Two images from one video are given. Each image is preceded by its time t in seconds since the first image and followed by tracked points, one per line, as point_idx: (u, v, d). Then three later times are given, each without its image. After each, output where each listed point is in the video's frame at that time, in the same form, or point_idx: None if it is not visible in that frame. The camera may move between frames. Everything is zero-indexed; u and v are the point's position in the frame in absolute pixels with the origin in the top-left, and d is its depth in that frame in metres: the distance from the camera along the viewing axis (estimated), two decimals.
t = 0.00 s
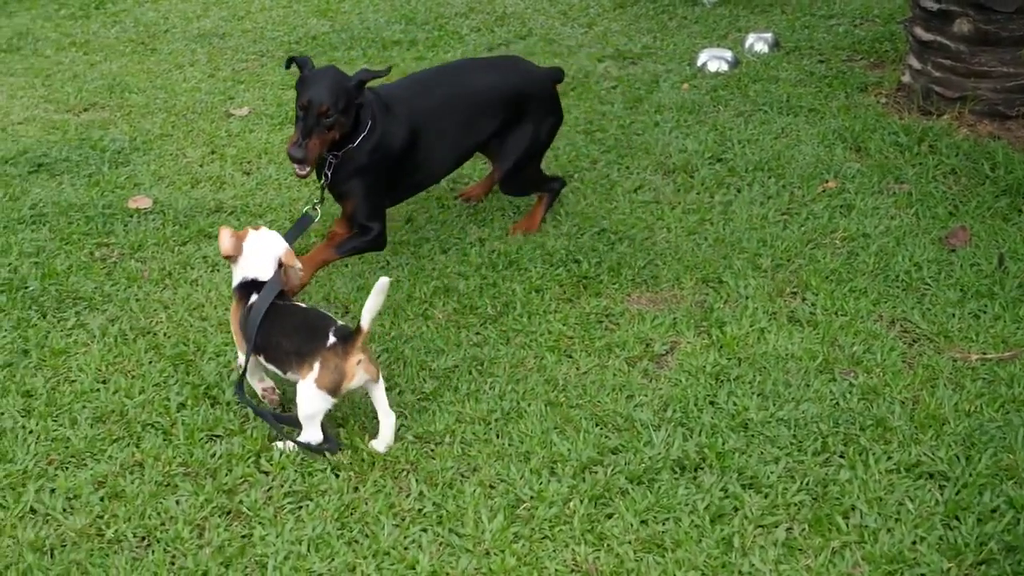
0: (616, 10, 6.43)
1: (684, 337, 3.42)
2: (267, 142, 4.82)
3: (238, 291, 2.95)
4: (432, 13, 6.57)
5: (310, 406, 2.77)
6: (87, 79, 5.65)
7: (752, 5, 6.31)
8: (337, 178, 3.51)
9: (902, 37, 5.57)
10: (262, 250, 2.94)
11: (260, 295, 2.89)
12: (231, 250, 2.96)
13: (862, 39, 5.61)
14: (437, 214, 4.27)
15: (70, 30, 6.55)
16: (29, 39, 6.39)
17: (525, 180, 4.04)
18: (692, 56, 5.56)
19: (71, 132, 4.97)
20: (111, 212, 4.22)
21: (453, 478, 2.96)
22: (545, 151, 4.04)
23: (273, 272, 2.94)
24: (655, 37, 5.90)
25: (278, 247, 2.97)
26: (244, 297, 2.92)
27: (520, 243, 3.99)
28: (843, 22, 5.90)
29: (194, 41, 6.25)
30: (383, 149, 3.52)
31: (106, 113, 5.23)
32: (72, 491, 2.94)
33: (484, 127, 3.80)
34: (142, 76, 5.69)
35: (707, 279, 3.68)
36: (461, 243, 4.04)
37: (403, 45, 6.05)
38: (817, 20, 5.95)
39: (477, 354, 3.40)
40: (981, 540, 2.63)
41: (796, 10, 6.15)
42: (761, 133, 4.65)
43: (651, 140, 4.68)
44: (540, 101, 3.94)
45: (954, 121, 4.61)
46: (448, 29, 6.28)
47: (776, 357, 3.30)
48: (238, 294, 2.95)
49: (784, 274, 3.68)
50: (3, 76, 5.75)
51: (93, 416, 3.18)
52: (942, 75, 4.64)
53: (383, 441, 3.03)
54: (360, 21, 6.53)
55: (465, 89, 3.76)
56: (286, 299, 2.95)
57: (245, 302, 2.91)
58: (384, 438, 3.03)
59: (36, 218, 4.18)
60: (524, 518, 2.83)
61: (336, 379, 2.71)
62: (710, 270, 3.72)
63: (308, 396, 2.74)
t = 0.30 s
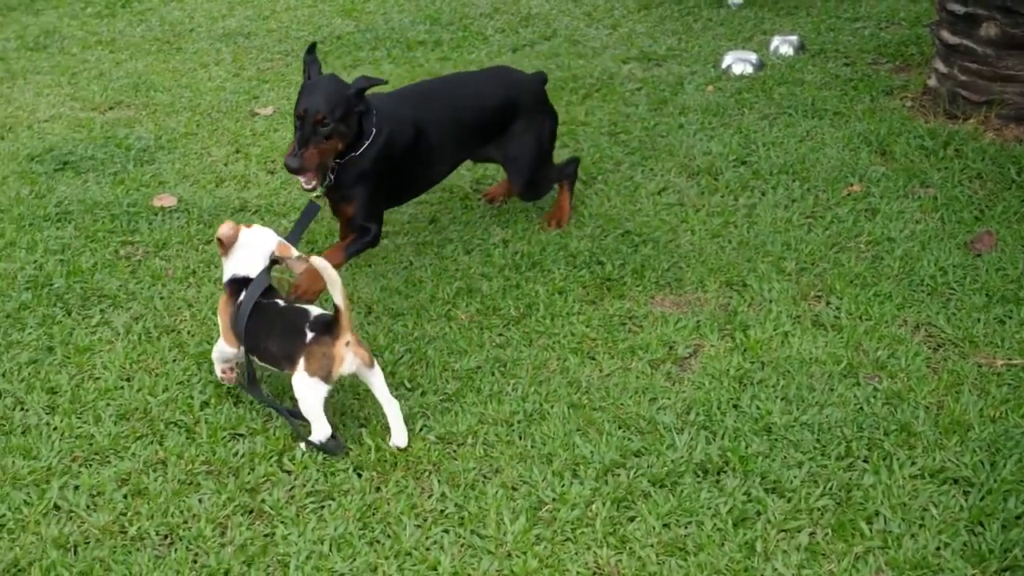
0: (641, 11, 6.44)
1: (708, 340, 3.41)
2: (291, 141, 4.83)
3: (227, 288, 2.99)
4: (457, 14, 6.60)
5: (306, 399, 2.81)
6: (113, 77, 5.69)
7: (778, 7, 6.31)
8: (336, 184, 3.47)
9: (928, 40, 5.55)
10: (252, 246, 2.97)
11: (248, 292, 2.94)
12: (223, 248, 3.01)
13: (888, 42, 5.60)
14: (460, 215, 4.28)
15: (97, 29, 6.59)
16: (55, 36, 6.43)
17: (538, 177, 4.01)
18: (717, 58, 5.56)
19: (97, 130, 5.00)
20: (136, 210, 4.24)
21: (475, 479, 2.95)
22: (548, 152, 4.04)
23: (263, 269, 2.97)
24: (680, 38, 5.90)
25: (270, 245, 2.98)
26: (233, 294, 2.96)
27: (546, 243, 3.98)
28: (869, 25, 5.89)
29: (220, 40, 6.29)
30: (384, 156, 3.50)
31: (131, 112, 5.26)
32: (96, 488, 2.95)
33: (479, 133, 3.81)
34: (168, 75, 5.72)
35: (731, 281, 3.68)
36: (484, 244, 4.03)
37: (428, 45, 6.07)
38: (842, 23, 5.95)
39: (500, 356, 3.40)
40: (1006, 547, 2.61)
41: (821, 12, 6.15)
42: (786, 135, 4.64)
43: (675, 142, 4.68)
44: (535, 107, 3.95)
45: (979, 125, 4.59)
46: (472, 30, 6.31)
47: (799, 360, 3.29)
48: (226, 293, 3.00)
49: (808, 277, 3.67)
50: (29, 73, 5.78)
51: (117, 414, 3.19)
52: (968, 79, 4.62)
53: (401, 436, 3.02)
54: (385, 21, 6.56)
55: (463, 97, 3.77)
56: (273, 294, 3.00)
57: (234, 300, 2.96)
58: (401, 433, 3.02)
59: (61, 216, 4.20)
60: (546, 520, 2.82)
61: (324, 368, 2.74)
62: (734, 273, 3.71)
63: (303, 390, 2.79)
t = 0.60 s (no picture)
0: (669, 13, 6.45)
1: (735, 343, 3.40)
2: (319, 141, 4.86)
3: (216, 290, 3.01)
4: (485, 15, 6.62)
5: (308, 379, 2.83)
6: (142, 76, 5.72)
7: (806, 9, 6.30)
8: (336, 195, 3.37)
9: (958, 43, 5.53)
10: (239, 247, 3.01)
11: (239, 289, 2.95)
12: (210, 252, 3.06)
13: (917, 45, 5.58)
14: (487, 216, 4.28)
15: (126, 28, 6.63)
16: (85, 35, 6.47)
17: (542, 174, 3.99)
18: (744, 61, 5.56)
19: (125, 129, 5.02)
20: (164, 209, 4.26)
21: (502, 480, 2.94)
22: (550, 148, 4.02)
23: (252, 269, 3.01)
24: (708, 40, 5.90)
25: (259, 248, 3.03)
26: (223, 294, 2.98)
27: (572, 245, 3.99)
28: (898, 28, 5.87)
29: (248, 40, 6.32)
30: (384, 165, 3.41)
31: (159, 111, 5.28)
32: (123, 486, 2.95)
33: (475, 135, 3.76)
34: (196, 74, 5.74)
35: (758, 284, 3.67)
36: (511, 245, 4.03)
37: (455, 46, 6.09)
38: (871, 25, 5.93)
39: (526, 357, 3.39)
40: None
41: (850, 15, 6.14)
42: (814, 138, 4.62)
43: (702, 144, 4.67)
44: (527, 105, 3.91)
45: (1009, 129, 4.58)
46: (500, 31, 6.33)
47: (826, 364, 3.27)
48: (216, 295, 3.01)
49: (836, 281, 3.65)
50: (58, 71, 5.82)
51: (144, 412, 3.20)
52: (998, 82, 4.57)
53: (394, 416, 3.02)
54: (412, 22, 6.58)
55: (457, 100, 3.71)
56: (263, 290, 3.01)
57: (223, 298, 2.97)
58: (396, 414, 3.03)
59: (90, 214, 4.23)
60: (572, 522, 2.80)
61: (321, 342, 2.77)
62: (761, 276, 3.70)
63: (304, 371, 2.81)
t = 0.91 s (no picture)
0: (691, 15, 6.44)
1: (756, 346, 3.39)
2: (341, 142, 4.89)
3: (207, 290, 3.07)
4: (507, 16, 6.62)
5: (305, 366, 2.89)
6: (165, 76, 5.74)
7: (829, 12, 6.29)
8: (329, 213, 3.40)
9: (982, 46, 5.51)
10: (229, 251, 3.09)
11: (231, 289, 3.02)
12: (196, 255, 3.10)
13: (941, 48, 5.56)
14: (508, 217, 4.28)
15: (149, 27, 6.66)
16: (108, 34, 6.49)
17: (541, 165, 4.00)
18: (767, 63, 5.54)
19: (148, 128, 5.04)
20: (185, 208, 4.27)
21: (522, 482, 2.94)
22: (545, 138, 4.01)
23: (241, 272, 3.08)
24: (730, 42, 5.90)
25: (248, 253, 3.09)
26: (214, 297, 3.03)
27: (592, 247, 3.98)
28: (921, 31, 5.85)
29: (270, 40, 6.33)
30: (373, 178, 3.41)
31: (182, 110, 5.30)
32: (144, 484, 2.96)
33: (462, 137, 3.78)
34: (218, 74, 5.76)
35: (780, 287, 3.65)
36: (531, 246, 4.03)
37: (476, 48, 6.10)
38: (894, 28, 5.91)
39: (546, 359, 3.39)
40: None
41: (873, 18, 6.12)
42: (836, 141, 4.61)
43: (724, 146, 4.67)
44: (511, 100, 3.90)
45: None
46: (522, 32, 6.33)
47: (848, 368, 3.26)
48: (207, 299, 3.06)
49: (858, 284, 3.64)
50: (81, 71, 5.84)
51: (165, 411, 3.21)
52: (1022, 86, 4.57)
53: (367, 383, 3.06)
54: (434, 23, 6.59)
55: (439, 106, 3.72)
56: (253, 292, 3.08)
57: (213, 299, 3.02)
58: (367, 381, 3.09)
59: (112, 212, 4.24)
60: (592, 525, 2.79)
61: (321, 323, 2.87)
62: (783, 279, 3.69)
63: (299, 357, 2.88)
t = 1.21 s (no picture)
0: (706, 17, 6.44)
1: (770, 350, 3.38)
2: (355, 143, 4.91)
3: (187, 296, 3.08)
4: (522, 17, 6.63)
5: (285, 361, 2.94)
6: (180, 75, 5.75)
7: (845, 15, 6.28)
8: (307, 236, 3.29)
9: (998, 50, 5.49)
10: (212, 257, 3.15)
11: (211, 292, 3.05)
12: (178, 259, 3.14)
13: (957, 52, 5.54)
14: (522, 218, 4.28)
15: (164, 27, 6.67)
16: (124, 34, 6.51)
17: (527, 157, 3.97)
18: (782, 66, 5.54)
19: (163, 128, 5.05)
20: (200, 208, 4.28)
21: (534, 484, 2.93)
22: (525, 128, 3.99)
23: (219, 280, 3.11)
24: (746, 45, 5.89)
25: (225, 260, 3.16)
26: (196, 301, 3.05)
27: (605, 249, 3.98)
28: (937, 34, 5.84)
29: (285, 41, 6.34)
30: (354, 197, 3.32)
31: (197, 110, 5.31)
32: (157, 483, 2.97)
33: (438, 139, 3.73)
34: (233, 74, 5.77)
35: (794, 291, 3.65)
36: (545, 248, 4.03)
37: (492, 49, 6.11)
38: (910, 32, 5.90)
39: (560, 361, 3.39)
40: None
41: (889, 21, 6.11)
42: (850, 145, 4.60)
43: (739, 149, 4.66)
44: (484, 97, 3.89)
45: None
46: (537, 33, 6.34)
47: (862, 372, 3.25)
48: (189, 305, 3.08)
49: (872, 289, 3.64)
50: (97, 70, 5.86)
51: (178, 410, 3.22)
52: None
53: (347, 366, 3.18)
54: (449, 24, 6.59)
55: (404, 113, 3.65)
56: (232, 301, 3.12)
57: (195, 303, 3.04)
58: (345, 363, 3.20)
59: (126, 212, 4.25)
60: (604, 527, 2.79)
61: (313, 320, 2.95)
62: (797, 283, 3.68)
63: (281, 352, 2.92)
